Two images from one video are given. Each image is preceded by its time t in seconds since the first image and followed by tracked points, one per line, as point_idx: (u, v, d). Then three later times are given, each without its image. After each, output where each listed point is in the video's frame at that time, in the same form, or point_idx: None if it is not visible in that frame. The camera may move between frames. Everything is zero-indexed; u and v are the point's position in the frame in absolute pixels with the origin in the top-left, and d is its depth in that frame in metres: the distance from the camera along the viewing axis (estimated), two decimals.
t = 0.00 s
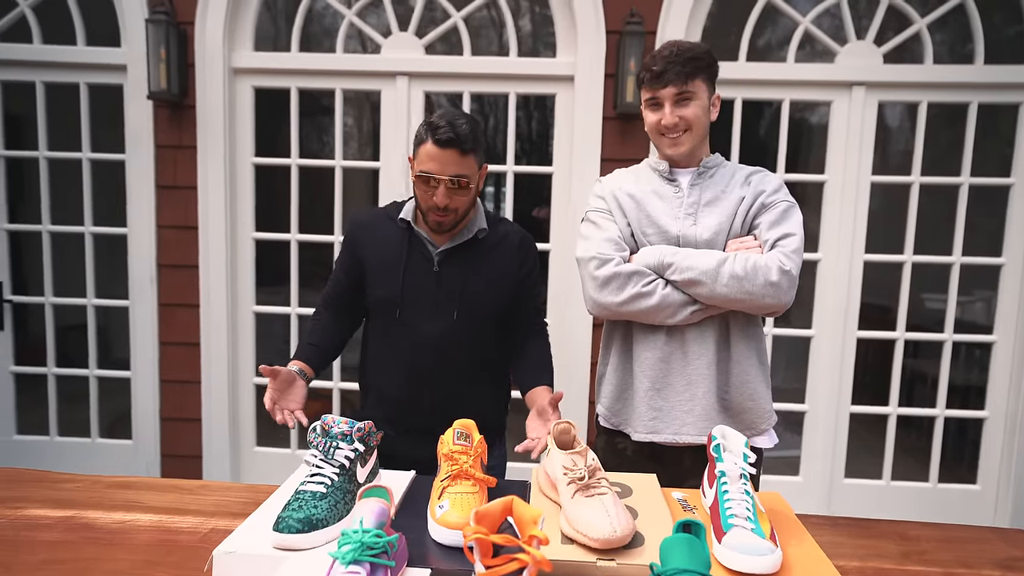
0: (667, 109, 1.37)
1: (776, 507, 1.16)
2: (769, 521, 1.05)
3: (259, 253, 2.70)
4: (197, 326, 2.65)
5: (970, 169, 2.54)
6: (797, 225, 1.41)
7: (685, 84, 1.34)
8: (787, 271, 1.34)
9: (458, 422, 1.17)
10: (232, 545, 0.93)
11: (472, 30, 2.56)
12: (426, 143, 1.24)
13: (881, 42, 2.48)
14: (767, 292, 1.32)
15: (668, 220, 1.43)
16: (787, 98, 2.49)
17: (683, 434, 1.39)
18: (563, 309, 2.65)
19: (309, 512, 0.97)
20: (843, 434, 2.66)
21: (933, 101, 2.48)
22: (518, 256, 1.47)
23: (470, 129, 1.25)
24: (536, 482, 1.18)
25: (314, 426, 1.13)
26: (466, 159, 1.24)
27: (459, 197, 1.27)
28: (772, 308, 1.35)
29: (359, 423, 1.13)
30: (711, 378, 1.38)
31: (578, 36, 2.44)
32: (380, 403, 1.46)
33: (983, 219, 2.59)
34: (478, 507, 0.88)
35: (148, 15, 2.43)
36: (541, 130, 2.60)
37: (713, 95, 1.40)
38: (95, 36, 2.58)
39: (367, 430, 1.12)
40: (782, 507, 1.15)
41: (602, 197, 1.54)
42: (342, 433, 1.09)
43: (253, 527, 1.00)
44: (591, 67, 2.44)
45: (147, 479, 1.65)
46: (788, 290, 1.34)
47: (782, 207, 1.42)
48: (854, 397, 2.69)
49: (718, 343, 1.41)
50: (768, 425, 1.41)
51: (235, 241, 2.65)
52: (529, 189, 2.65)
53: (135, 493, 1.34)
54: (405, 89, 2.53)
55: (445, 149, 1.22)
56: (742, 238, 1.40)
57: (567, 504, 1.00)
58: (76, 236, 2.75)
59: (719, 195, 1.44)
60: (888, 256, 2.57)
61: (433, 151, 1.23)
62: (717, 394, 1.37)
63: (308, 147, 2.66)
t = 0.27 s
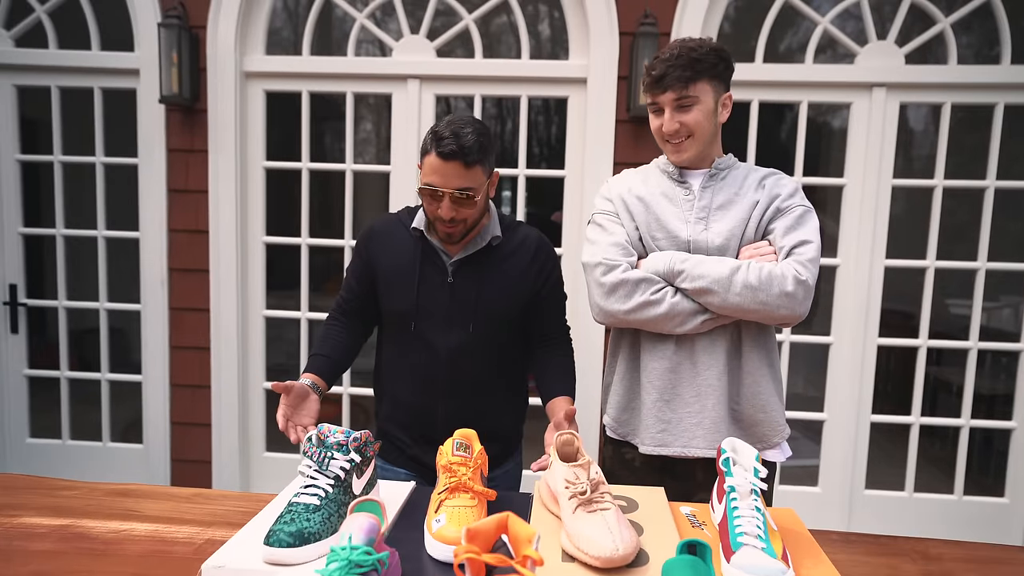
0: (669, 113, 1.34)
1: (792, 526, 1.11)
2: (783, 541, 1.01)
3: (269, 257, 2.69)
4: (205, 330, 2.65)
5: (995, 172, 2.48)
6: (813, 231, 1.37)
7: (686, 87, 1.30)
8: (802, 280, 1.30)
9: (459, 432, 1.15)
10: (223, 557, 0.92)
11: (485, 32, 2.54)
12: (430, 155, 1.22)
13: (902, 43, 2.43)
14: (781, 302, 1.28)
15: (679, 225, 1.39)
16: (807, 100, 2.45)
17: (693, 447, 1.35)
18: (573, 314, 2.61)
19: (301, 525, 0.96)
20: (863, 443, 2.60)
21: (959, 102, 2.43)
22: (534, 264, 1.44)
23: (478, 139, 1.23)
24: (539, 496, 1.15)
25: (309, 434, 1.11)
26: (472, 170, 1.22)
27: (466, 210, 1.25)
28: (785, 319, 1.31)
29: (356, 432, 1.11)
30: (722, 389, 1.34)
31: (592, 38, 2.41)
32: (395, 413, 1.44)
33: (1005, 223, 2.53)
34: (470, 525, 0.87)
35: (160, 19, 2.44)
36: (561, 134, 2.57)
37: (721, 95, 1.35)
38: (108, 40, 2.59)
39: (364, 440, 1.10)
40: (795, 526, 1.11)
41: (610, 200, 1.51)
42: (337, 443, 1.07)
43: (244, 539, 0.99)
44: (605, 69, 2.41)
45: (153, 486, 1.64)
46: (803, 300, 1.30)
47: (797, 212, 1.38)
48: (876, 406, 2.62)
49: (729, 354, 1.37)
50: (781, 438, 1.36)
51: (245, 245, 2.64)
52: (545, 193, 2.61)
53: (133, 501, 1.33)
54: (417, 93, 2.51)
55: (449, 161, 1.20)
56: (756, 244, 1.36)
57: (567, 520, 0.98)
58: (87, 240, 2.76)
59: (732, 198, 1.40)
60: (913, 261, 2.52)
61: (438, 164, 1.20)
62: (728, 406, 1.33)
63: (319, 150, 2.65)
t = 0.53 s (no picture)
0: (676, 107, 1.21)
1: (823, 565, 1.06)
2: None
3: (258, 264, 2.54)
4: (189, 344, 2.49)
5: None
6: (846, 237, 1.22)
7: (695, 76, 1.17)
8: (836, 295, 1.15)
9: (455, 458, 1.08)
10: None
11: (492, 23, 2.41)
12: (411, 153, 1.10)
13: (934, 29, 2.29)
14: (813, 322, 1.14)
15: (695, 233, 1.24)
16: (838, 91, 2.32)
17: (716, 479, 1.22)
18: (580, 325, 2.45)
19: (279, 562, 0.91)
20: (907, 469, 2.43)
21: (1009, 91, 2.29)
22: (526, 274, 1.27)
23: (463, 131, 1.12)
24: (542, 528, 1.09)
25: (290, 463, 1.07)
26: (456, 167, 1.10)
27: (453, 210, 1.12)
28: (817, 339, 1.17)
29: (341, 459, 1.06)
30: (748, 415, 1.20)
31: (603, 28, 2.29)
32: (368, 438, 1.29)
33: None
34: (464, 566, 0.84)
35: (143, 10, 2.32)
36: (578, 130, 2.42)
37: (737, 86, 1.22)
38: (87, 34, 2.48)
39: (349, 467, 1.05)
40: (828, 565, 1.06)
41: (618, 205, 1.34)
42: (320, 472, 1.03)
43: None
44: (616, 61, 2.29)
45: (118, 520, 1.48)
46: (838, 317, 1.16)
47: (828, 216, 1.23)
48: (920, 427, 2.46)
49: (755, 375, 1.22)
50: (814, 467, 1.22)
51: (232, 252, 2.49)
52: (556, 193, 2.46)
53: (104, 534, 1.20)
54: (416, 87, 2.39)
55: (431, 158, 1.08)
56: (782, 254, 1.21)
57: (572, 556, 0.95)
58: (64, 247, 2.61)
59: (755, 202, 1.24)
60: (960, 268, 2.36)
61: (418, 161, 1.09)
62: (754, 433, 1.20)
63: (312, 149, 2.51)
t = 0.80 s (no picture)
0: (680, 96, 1.09)
1: None
2: None
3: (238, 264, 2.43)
4: (164, 350, 2.37)
5: None
6: (866, 238, 1.11)
7: (702, 62, 1.06)
8: (855, 304, 1.05)
9: (443, 474, 0.98)
10: None
11: (491, 10, 2.29)
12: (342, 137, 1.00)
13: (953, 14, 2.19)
14: (829, 333, 1.04)
15: (701, 235, 1.12)
16: (859, 80, 2.22)
17: (724, 501, 1.10)
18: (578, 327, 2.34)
19: None
20: (933, 486, 2.32)
21: None
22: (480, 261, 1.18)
23: (397, 108, 1.02)
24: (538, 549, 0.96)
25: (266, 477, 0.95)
26: (394, 144, 1.01)
27: (397, 192, 1.03)
28: (834, 351, 1.06)
29: (321, 475, 0.96)
30: (758, 430, 1.09)
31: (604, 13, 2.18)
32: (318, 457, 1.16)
33: None
34: None
35: None
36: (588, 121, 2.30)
37: (746, 74, 1.10)
38: (54, 19, 2.36)
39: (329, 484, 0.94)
40: None
41: (616, 204, 1.23)
42: (297, 489, 0.92)
43: None
44: (619, 49, 2.18)
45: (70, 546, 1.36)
46: (856, 329, 1.05)
47: (846, 215, 1.12)
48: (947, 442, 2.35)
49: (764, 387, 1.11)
50: (831, 486, 1.11)
51: (210, 251, 2.37)
52: (554, 190, 2.35)
53: (65, 555, 1.07)
54: (406, 75, 2.28)
55: (364, 137, 0.99)
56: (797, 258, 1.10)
57: None
58: (30, 247, 2.49)
59: (766, 199, 1.13)
60: (990, 269, 2.26)
61: (351, 144, 0.99)
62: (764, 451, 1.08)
63: (295, 140, 2.40)
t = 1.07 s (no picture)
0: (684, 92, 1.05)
1: None
2: None
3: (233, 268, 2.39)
4: (156, 356, 2.34)
5: None
6: (876, 244, 1.06)
7: (707, 56, 1.01)
8: (864, 316, 1.01)
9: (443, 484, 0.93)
10: None
11: (494, 8, 2.25)
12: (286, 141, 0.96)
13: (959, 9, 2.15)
14: (837, 347, 1.00)
15: (703, 240, 1.08)
16: (870, 78, 2.18)
17: (725, 517, 1.07)
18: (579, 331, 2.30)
19: None
20: (945, 495, 2.28)
21: None
22: (442, 263, 1.15)
23: (341, 107, 0.98)
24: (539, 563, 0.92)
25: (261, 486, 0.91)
26: (342, 144, 0.96)
27: (353, 194, 0.99)
28: (842, 363, 1.02)
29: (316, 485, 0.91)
30: (760, 443, 1.05)
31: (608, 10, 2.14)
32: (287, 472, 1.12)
33: None
34: None
35: None
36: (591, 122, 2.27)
37: (752, 71, 1.06)
38: (41, 16, 2.32)
39: (324, 493, 0.89)
40: None
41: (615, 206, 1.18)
42: (291, 498, 0.87)
43: None
44: (624, 47, 2.14)
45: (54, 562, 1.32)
46: (866, 342, 1.01)
47: (855, 220, 1.07)
48: (960, 451, 2.31)
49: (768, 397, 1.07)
50: (837, 501, 1.07)
51: (203, 254, 2.34)
52: (559, 193, 2.31)
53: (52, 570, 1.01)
54: (404, 74, 2.24)
55: (310, 140, 0.94)
56: (804, 266, 1.06)
57: None
58: (20, 251, 2.46)
59: (771, 202, 1.09)
60: (1007, 275, 2.22)
61: (296, 148, 0.95)
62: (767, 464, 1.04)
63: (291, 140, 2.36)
